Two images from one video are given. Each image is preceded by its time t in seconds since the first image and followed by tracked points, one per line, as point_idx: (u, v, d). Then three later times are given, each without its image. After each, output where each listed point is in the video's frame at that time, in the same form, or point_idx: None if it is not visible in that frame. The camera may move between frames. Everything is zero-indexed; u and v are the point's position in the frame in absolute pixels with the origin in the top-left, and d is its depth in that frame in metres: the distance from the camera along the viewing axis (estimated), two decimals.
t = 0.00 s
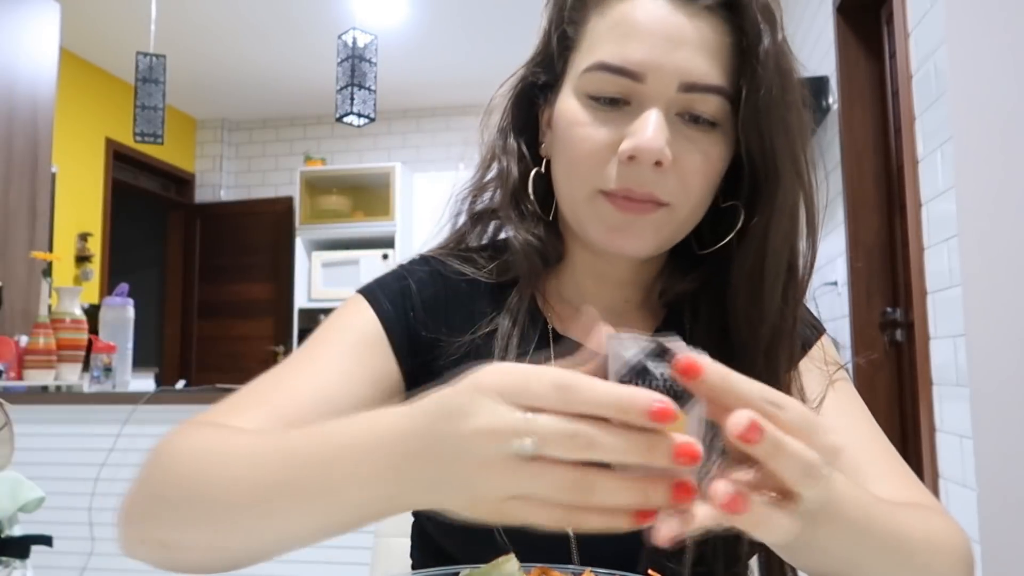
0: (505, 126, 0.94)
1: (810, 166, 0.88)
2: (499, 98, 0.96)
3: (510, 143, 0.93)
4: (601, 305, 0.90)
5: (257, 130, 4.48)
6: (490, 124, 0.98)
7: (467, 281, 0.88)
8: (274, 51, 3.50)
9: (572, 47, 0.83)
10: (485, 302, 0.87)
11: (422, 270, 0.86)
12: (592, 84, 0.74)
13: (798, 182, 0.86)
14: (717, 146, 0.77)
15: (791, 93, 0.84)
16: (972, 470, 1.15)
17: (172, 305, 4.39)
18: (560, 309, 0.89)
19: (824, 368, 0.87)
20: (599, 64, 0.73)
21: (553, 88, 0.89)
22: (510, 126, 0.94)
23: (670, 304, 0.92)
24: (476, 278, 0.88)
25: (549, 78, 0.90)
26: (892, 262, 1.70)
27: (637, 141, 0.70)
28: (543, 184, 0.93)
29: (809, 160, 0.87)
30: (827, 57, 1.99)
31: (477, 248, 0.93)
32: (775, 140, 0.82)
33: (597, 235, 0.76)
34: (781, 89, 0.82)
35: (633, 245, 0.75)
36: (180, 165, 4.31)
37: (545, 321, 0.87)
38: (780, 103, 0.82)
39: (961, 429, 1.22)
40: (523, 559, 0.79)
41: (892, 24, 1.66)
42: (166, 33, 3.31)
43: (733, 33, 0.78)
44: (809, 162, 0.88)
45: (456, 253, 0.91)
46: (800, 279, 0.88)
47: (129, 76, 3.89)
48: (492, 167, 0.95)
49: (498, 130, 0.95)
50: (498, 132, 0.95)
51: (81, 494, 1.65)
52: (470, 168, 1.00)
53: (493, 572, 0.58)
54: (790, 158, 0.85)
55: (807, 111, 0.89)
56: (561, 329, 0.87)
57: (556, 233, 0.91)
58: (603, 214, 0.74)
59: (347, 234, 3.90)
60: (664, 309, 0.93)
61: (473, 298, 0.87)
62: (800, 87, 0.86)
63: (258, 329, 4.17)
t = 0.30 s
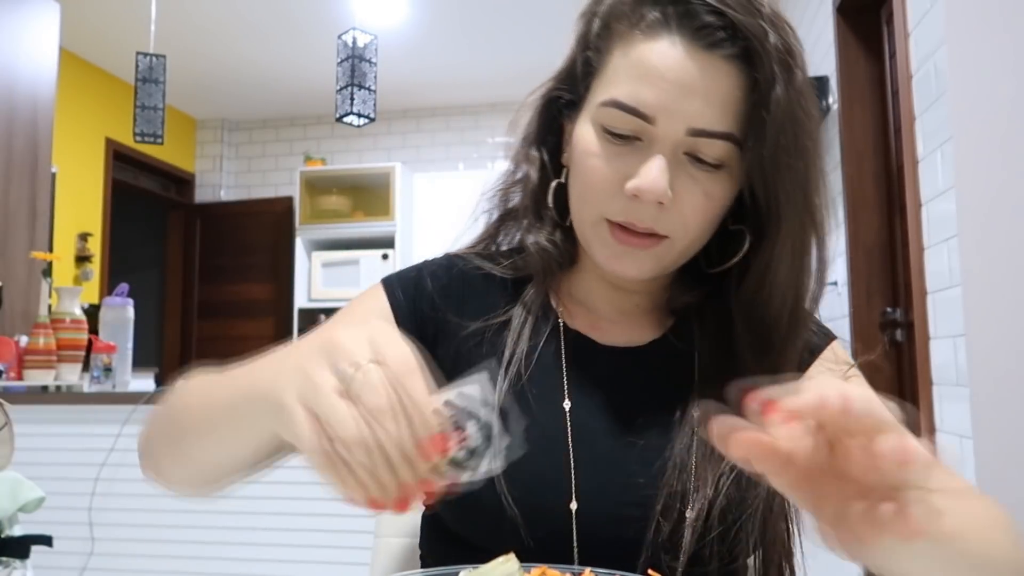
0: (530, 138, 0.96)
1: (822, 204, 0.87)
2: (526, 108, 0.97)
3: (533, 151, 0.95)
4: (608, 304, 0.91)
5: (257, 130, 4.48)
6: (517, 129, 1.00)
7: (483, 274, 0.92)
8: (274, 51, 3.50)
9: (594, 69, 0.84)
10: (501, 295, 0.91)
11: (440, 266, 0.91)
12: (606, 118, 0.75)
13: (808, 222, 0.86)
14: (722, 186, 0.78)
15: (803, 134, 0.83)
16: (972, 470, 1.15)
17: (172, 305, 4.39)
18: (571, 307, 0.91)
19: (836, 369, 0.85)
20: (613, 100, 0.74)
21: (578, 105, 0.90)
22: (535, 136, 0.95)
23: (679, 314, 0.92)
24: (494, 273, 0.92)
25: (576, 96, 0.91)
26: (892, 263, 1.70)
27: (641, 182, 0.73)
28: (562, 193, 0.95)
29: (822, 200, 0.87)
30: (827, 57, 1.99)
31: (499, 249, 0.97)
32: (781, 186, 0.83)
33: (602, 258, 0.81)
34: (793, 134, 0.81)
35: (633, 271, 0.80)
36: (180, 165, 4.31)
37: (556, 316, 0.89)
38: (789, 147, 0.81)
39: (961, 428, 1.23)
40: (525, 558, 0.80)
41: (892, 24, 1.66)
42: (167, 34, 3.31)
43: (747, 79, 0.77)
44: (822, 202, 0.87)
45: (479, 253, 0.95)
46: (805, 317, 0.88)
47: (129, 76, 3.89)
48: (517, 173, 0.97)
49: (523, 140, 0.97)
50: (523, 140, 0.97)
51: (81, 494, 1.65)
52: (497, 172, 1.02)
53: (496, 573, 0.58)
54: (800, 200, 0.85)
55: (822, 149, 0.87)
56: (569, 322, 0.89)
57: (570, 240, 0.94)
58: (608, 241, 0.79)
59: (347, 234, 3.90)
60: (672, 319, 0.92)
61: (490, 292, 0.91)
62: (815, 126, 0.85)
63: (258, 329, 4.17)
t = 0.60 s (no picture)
0: (556, 139, 0.96)
1: (845, 219, 0.86)
2: (553, 109, 0.97)
3: (559, 152, 0.95)
4: (619, 303, 0.91)
5: (257, 130, 4.48)
6: (543, 128, 1.00)
7: (500, 268, 0.93)
8: (274, 51, 3.50)
9: (621, 76, 0.84)
10: (516, 289, 0.92)
11: (460, 256, 0.93)
12: (628, 124, 0.76)
13: (830, 240, 0.84)
14: (737, 198, 0.79)
15: (829, 152, 0.82)
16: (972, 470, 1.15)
17: (171, 304, 4.39)
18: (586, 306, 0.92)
19: (845, 379, 0.85)
20: (635, 107, 0.75)
21: (603, 110, 0.91)
22: (561, 137, 0.96)
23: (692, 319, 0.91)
24: (511, 268, 0.93)
25: (602, 100, 0.91)
26: (892, 263, 1.71)
27: (654, 189, 0.74)
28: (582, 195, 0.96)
29: (844, 219, 0.85)
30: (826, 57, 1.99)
31: (520, 247, 0.98)
32: (801, 201, 0.82)
33: (615, 259, 0.82)
34: (816, 151, 0.80)
35: (643, 275, 0.82)
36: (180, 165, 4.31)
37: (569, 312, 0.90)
38: (810, 161, 0.80)
39: (960, 428, 1.23)
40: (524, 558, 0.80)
41: (892, 24, 1.66)
42: (167, 34, 3.31)
43: (770, 93, 0.77)
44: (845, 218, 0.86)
45: (501, 249, 0.97)
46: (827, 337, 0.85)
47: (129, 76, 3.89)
48: (540, 173, 0.97)
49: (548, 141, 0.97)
50: (550, 140, 0.97)
51: (81, 494, 1.65)
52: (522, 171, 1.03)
53: (494, 573, 0.58)
54: (821, 216, 0.83)
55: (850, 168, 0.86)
56: (583, 321, 0.89)
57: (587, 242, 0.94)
58: (621, 244, 0.80)
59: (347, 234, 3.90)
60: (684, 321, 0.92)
61: (506, 284, 0.92)
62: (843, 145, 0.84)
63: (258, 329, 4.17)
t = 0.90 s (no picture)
0: (563, 141, 0.96)
1: (853, 227, 0.86)
2: (561, 110, 0.97)
3: (565, 152, 0.95)
4: (623, 303, 0.91)
5: (257, 130, 4.48)
6: (550, 128, 1.00)
7: (506, 265, 0.93)
8: (274, 51, 3.50)
9: (627, 78, 0.84)
10: (521, 287, 0.92)
11: (466, 253, 0.94)
12: (632, 127, 0.76)
13: (836, 246, 0.84)
14: (739, 203, 0.79)
15: (835, 159, 0.81)
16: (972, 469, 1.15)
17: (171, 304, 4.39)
18: (590, 306, 0.91)
19: (847, 383, 0.85)
20: (640, 109, 0.75)
21: (610, 111, 0.91)
22: (567, 137, 0.95)
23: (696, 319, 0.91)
24: (516, 265, 0.94)
25: (609, 102, 0.91)
26: (892, 262, 1.71)
27: (656, 191, 0.74)
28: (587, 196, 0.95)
29: (851, 225, 0.85)
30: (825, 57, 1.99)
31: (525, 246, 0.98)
32: (807, 205, 0.82)
33: (619, 261, 0.83)
34: (821, 156, 0.80)
35: (643, 278, 0.82)
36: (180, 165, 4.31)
37: (572, 311, 0.89)
38: (816, 166, 0.80)
39: (960, 428, 1.23)
40: (524, 558, 0.80)
41: (892, 23, 1.66)
42: (167, 34, 3.31)
43: (775, 99, 0.77)
44: (853, 224, 0.85)
45: (506, 248, 0.97)
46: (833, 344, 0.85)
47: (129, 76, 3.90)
48: (546, 173, 0.97)
49: (555, 142, 0.97)
50: (557, 140, 0.97)
51: (81, 495, 1.65)
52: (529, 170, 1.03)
53: (494, 573, 0.58)
54: (827, 221, 0.83)
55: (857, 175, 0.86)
56: (587, 318, 0.89)
57: (591, 242, 0.94)
58: (624, 245, 0.81)
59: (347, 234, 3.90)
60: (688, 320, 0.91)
61: (510, 281, 0.92)
62: (849, 153, 0.84)
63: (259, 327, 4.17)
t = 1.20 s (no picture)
0: (565, 141, 0.96)
1: (854, 226, 0.85)
2: (563, 110, 0.97)
3: (568, 152, 0.95)
4: (625, 300, 0.91)
5: (257, 130, 4.48)
6: (553, 128, 1.00)
7: (506, 265, 0.93)
8: (275, 51, 3.50)
9: (628, 80, 0.85)
10: (522, 286, 0.92)
11: (467, 252, 0.94)
12: (633, 127, 0.76)
13: (836, 246, 0.84)
14: (739, 203, 0.79)
15: (835, 158, 0.81)
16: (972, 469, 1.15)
17: (171, 304, 4.39)
18: (592, 304, 0.92)
19: (850, 384, 0.85)
20: (640, 109, 0.75)
21: (612, 111, 0.91)
22: (571, 137, 0.96)
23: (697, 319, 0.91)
24: (517, 265, 0.94)
25: (611, 103, 0.91)
26: (892, 263, 1.71)
27: (655, 191, 0.74)
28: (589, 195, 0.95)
29: (851, 225, 0.85)
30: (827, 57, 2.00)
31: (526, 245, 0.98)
32: (807, 204, 0.82)
33: (619, 259, 0.83)
34: (820, 157, 0.80)
35: (643, 277, 0.82)
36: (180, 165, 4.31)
37: (573, 310, 0.89)
38: (816, 164, 0.80)
39: (961, 429, 1.23)
40: (524, 557, 0.80)
41: (893, 23, 1.66)
42: (166, 34, 3.31)
43: (773, 99, 0.77)
44: (854, 224, 0.85)
45: (507, 247, 0.97)
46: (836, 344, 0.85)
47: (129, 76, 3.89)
48: (548, 173, 0.97)
49: (557, 142, 0.97)
50: (558, 141, 0.97)
51: (81, 495, 1.65)
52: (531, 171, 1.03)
53: (494, 573, 0.58)
54: (828, 219, 0.83)
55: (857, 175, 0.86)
56: (589, 317, 0.89)
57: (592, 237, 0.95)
58: (625, 244, 0.80)
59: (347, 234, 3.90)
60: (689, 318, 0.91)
61: (511, 280, 0.92)
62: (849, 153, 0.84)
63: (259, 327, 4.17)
